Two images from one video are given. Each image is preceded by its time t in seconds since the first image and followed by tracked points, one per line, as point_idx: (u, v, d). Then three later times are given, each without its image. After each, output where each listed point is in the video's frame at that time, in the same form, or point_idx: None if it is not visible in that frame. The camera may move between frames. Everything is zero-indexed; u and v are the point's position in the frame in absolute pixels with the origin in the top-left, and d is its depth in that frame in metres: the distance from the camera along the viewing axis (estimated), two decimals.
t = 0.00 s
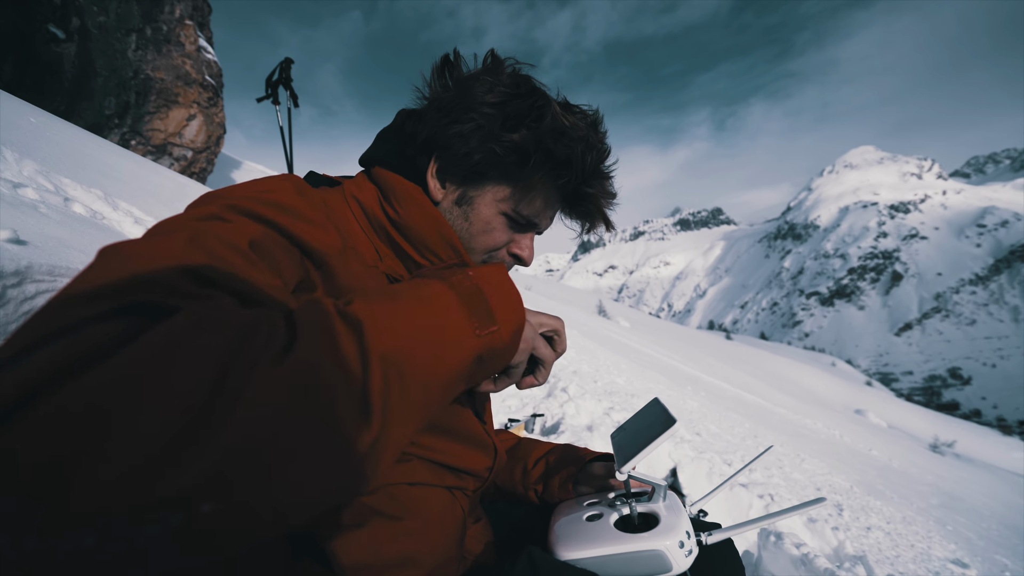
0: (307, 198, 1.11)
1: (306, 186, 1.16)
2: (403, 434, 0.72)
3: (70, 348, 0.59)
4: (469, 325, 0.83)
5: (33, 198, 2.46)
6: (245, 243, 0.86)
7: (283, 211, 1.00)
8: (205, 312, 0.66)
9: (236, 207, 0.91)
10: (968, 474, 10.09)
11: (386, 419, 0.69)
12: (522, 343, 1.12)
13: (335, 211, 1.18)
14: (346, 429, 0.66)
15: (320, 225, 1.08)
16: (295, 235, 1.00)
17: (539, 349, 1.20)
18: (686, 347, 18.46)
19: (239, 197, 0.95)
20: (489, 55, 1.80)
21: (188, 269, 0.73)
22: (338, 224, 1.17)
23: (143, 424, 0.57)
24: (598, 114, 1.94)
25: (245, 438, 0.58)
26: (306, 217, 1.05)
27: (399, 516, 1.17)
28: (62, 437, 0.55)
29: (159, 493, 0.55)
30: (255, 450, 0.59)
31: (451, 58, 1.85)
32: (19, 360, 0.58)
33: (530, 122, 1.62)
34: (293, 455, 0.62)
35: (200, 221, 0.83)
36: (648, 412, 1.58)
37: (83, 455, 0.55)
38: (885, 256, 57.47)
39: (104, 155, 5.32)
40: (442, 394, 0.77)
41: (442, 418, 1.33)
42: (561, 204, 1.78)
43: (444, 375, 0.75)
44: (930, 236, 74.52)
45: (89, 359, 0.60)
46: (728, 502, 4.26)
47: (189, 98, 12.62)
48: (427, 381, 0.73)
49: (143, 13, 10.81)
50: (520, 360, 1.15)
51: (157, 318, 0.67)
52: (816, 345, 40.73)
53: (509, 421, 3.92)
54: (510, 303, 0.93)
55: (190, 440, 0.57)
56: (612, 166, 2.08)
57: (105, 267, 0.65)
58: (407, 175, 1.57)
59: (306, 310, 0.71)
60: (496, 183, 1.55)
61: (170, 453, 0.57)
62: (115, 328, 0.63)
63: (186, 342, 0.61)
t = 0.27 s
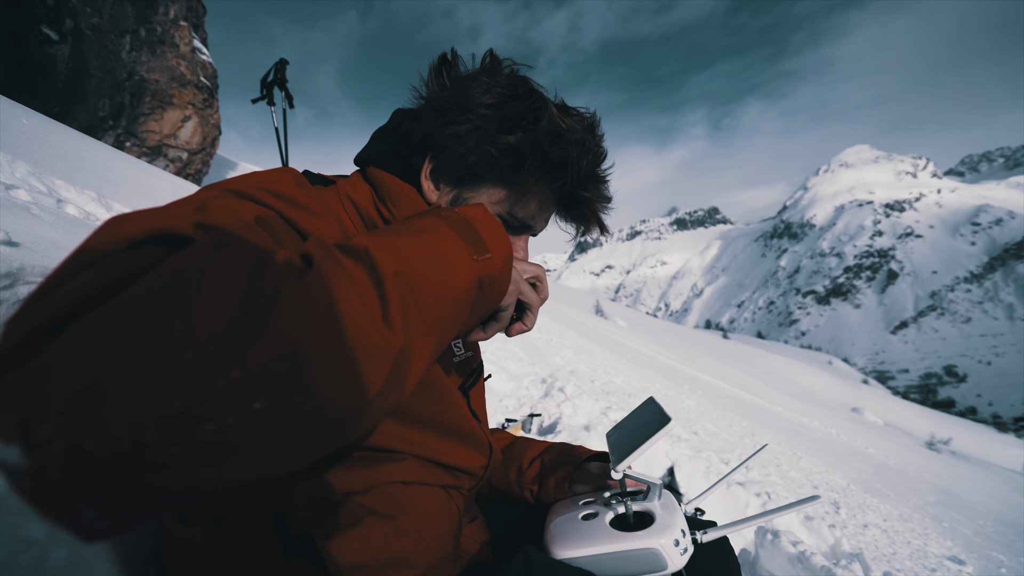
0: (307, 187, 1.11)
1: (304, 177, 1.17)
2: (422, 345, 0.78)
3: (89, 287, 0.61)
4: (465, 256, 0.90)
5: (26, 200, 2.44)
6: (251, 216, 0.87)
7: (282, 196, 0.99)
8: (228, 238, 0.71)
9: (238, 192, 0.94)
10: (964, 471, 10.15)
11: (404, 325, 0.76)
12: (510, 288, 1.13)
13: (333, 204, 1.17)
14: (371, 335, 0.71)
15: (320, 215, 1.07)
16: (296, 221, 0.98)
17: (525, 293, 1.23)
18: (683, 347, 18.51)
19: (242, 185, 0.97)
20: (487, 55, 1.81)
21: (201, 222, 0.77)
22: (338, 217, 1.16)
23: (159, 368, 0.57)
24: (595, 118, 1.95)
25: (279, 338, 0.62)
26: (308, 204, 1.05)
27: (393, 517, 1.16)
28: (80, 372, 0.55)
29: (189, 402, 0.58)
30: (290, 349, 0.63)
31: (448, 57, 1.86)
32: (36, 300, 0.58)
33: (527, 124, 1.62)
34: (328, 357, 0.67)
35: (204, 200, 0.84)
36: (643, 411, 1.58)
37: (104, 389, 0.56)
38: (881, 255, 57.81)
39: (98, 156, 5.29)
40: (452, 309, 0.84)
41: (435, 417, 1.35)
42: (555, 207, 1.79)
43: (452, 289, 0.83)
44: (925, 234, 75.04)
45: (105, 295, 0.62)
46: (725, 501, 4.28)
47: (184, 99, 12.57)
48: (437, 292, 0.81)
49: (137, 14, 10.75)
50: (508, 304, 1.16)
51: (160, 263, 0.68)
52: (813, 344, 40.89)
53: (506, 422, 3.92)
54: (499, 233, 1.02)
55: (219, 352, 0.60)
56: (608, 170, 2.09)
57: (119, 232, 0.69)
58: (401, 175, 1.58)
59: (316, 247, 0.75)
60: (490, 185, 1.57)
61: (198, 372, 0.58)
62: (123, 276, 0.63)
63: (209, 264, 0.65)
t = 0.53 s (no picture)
0: (308, 190, 1.12)
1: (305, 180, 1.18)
2: (422, 342, 0.79)
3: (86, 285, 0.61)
4: (467, 255, 0.90)
5: (25, 202, 2.44)
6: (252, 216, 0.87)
7: (286, 199, 1.01)
8: (230, 232, 0.70)
9: (239, 193, 0.94)
10: (961, 470, 10.19)
11: (404, 322, 0.77)
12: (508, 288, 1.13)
13: (336, 207, 1.19)
14: (371, 331, 0.72)
15: (322, 216, 1.07)
16: (296, 221, 0.97)
17: (525, 295, 1.22)
18: (681, 347, 18.56)
19: (245, 186, 0.97)
20: (488, 58, 1.82)
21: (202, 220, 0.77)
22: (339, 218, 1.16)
23: (157, 368, 0.57)
24: (595, 122, 1.96)
25: (280, 331, 0.62)
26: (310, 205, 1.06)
27: (394, 518, 1.17)
28: (75, 370, 0.55)
29: (190, 394, 0.58)
30: (291, 342, 0.63)
31: (450, 60, 1.87)
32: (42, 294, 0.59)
33: (528, 128, 1.63)
34: (329, 351, 0.67)
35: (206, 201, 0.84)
36: (644, 411, 1.59)
37: (99, 387, 0.55)
38: (878, 254, 58.05)
39: (96, 158, 5.29)
40: (452, 307, 0.85)
41: (435, 417, 1.35)
42: (555, 210, 1.80)
43: (452, 287, 0.84)
44: (921, 234, 75.36)
45: (106, 289, 0.62)
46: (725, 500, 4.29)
47: (182, 101, 12.55)
48: (437, 290, 0.81)
49: (134, 16, 10.75)
50: (508, 305, 1.16)
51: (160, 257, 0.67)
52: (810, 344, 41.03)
53: (506, 423, 3.92)
54: (498, 232, 1.03)
55: (220, 345, 0.60)
56: (608, 174, 2.10)
57: (122, 230, 0.69)
58: (403, 178, 1.59)
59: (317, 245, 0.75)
60: (492, 189, 1.57)
61: (197, 369, 0.58)
62: (122, 271, 0.63)
63: (209, 260, 0.65)
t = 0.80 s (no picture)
0: (305, 187, 1.12)
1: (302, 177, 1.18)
2: (418, 338, 0.78)
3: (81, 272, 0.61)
4: (464, 252, 0.90)
5: (21, 201, 2.43)
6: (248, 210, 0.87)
7: (283, 195, 1.01)
8: (227, 224, 0.70)
9: (235, 189, 0.94)
10: (961, 468, 10.20)
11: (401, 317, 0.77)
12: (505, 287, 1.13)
13: (334, 203, 1.20)
14: (367, 326, 0.72)
15: (318, 212, 1.06)
16: (292, 217, 0.97)
17: (522, 294, 1.22)
18: (681, 346, 18.56)
19: (242, 182, 0.97)
20: (487, 55, 1.81)
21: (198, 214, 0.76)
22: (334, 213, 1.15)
23: (151, 359, 0.57)
24: (593, 121, 1.96)
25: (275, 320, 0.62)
26: (307, 202, 1.06)
27: (392, 514, 1.17)
28: (70, 360, 0.55)
29: (182, 385, 0.58)
30: (285, 335, 0.63)
31: (448, 57, 1.86)
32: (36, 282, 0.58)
33: (525, 126, 1.63)
34: (325, 343, 0.67)
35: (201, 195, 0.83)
36: (642, 408, 1.59)
37: (94, 374, 0.56)
38: (877, 253, 58.06)
39: (94, 157, 5.28)
40: (449, 304, 0.84)
41: (432, 415, 1.35)
42: (551, 209, 1.80)
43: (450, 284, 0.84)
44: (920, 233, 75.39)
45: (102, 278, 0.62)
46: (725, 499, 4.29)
47: (179, 100, 12.52)
48: (433, 286, 0.81)
49: (131, 15, 10.73)
50: (505, 304, 1.16)
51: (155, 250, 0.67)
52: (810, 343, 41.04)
53: (505, 421, 3.92)
54: (495, 230, 1.02)
55: (215, 337, 0.60)
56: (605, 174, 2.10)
57: (117, 223, 0.69)
58: (399, 175, 1.59)
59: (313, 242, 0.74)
60: (487, 187, 1.58)
61: (190, 361, 0.58)
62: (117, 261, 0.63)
63: (206, 251, 0.65)
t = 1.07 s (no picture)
0: (305, 187, 1.12)
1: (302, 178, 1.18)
2: (418, 338, 0.78)
3: (83, 271, 0.61)
4: (464, 252, 0.90)
5: (24, 202, 2.44)
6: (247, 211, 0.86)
7: (283, 195, 1.01)
8: (227, 226, 0.70)
9: (234, 189, 0.94)
10: (963, 468, 10.17)
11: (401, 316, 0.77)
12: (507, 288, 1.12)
13: (335, 204, 1.20)
14: (367, 326, 0.72)
15: (318, 213, 1.07)
16: (292, 219, 0.97)
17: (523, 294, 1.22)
18: (682, 346, 18.55)
19: (242, 183, 0.97)
20: (487, 54, 1.81)
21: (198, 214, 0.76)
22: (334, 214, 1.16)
23: (152, 361, 0.57)
24: (592, 121, 1.96)
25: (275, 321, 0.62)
26: (307, 203, 1.06)
27: (393, 514, 1.17)
28: (72, 362, 0.55)
29: (183, 387, 0.58)
30: (285, 336, 0.63)
31: (449, 56, 1.86)
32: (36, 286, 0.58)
33: (525, 126, 1.62)
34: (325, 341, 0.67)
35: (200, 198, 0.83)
36: (643, 407, 1.59)
37: (98, 374, 0.56)
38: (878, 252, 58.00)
39: (95, 158, 5.30)
40: (449, 304, 0.84)
41: (433, 415, 1.35)
42: (550, 209, 1.80)
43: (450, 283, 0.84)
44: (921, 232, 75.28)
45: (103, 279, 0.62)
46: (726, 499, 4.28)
47: (180, 101, 12.54)
48: (434, 286, 0.81)
49: (133, 16, 10.75)
50: (506, 303, 1.15)
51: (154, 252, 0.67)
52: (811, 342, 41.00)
53: (506, 422, 3.92)
54: (495, 230, 1.02)
55: (215, 337, 0.60)
56: (604, 174, 2.10)
57: (117, 225, 0.69)
58: (399, 174, 1.60)
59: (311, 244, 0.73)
60: (486, 186, 1.58)
61: (192, 361, 0.59)
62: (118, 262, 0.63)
63: (208, 252, 0.65)
